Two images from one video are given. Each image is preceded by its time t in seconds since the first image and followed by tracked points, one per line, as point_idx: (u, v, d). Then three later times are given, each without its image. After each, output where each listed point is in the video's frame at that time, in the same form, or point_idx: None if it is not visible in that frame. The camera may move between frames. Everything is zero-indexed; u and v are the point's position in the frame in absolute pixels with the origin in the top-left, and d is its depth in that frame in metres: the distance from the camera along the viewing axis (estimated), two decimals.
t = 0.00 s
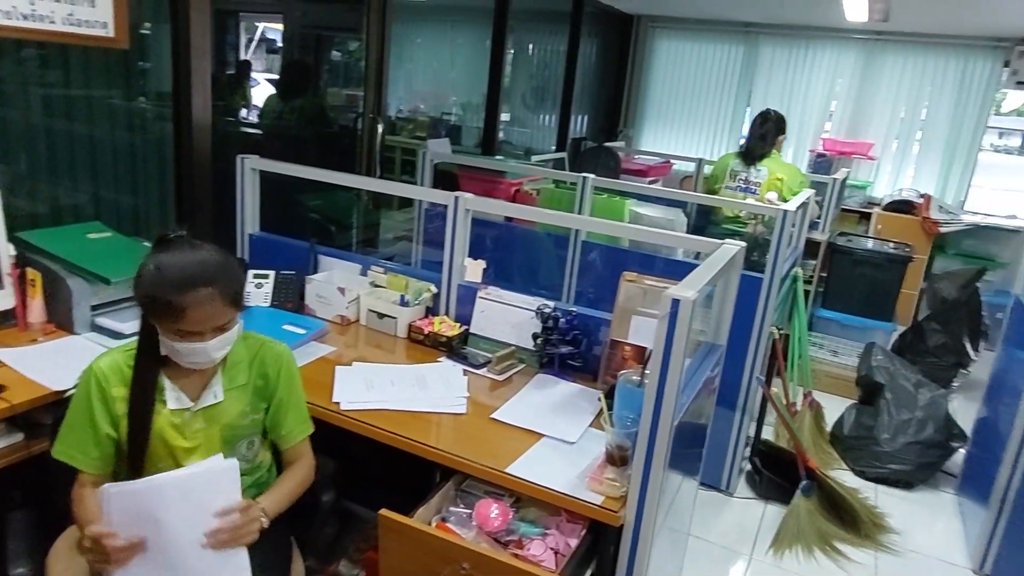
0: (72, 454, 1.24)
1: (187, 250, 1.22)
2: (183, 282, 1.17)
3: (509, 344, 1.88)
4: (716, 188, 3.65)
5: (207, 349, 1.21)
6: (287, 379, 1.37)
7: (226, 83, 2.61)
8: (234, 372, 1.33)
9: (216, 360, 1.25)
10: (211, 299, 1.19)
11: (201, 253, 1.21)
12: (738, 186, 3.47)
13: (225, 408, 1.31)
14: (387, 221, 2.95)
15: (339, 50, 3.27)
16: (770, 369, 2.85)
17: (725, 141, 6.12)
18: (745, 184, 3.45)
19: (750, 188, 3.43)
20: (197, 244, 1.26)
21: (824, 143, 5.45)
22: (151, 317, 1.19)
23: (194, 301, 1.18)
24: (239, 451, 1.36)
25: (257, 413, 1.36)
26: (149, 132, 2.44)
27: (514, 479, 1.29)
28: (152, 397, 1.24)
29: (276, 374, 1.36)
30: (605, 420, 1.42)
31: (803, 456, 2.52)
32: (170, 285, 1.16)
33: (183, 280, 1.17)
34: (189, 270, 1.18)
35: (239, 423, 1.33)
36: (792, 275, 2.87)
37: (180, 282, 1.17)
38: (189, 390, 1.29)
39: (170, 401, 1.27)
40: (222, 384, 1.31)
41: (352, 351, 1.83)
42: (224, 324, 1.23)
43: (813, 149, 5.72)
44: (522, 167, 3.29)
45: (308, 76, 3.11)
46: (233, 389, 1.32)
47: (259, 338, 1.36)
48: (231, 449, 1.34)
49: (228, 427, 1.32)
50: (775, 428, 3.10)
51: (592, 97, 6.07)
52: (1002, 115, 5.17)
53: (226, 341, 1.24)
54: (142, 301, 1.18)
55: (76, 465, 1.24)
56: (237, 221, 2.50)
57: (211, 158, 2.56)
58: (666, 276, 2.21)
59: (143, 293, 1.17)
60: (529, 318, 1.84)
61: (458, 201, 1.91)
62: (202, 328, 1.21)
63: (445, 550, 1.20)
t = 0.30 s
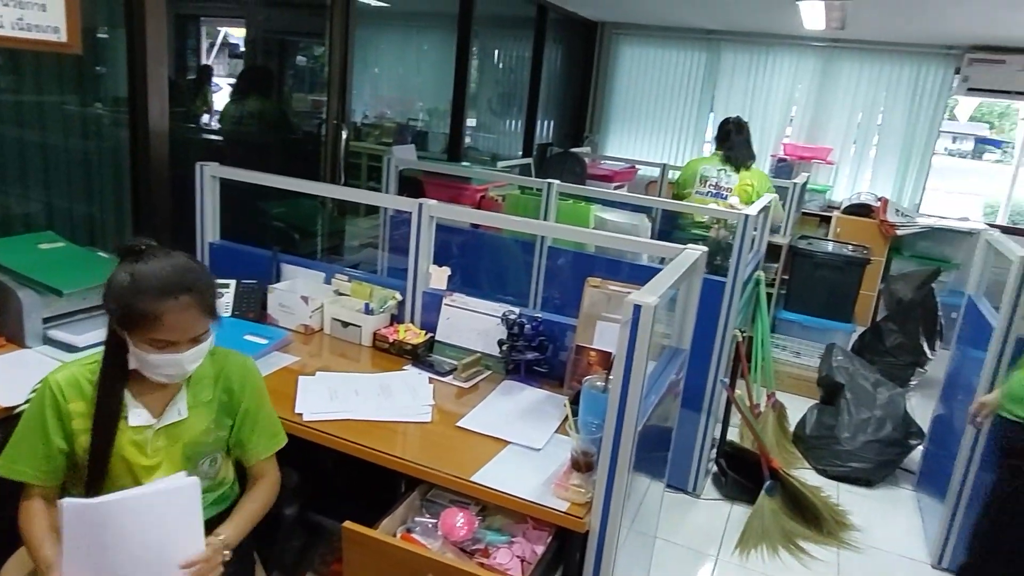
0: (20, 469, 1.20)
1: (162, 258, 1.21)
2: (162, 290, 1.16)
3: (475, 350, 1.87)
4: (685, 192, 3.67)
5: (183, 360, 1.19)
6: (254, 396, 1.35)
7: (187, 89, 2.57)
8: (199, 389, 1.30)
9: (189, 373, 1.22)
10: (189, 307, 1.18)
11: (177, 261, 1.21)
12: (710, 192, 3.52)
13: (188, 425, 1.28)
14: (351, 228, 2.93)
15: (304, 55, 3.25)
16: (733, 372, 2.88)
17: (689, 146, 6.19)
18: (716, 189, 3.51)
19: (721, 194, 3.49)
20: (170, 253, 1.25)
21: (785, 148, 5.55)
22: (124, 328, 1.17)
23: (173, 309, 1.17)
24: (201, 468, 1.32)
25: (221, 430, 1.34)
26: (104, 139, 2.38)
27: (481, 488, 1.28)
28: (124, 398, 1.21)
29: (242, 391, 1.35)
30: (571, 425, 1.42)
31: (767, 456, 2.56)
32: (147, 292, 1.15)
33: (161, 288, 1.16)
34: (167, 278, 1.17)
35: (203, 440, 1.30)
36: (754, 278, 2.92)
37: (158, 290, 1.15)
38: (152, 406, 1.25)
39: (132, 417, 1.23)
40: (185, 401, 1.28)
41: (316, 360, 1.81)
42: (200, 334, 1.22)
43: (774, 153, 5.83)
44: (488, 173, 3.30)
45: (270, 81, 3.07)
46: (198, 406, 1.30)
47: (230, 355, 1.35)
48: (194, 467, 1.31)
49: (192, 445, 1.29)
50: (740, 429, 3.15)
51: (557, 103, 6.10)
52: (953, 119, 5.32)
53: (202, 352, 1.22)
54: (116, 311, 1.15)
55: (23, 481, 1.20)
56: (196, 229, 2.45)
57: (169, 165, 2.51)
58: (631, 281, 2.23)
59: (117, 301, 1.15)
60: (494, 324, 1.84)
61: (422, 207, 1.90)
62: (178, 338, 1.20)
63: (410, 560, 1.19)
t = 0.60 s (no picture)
0: None
1: (135, 272, 1.21)
2: (145, 302, 1.16)
3: (442, 359, 1.87)
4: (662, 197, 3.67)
5: (165, 372, 1.20)
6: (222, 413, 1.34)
7: (150, 95, 2.53)
8: (166, 405, 1.29)
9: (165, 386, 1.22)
10: (171, 319, 1.19)
11: (152, 274, 1.21)
12: (683, 198, 3.52)
13: (155, 442, 1.26)
14: (318, 236, 2.90)
15: (270, 60, 3.22)
16: (700, 375, 2.92)
17: (657, 152, 6.25)
18: (693, 196, 3.49)
19: (695, 201, 3.49)
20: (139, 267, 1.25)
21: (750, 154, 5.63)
22: (103, 344, 1.15)
23: (155, 320, 1.17)
24: (167, 487, 1.31)
25: (187, 447, 1.32)
26: (61, 147, 2.33)
27: (449, 498, 1.28)
28: (91, 416, 1.18)
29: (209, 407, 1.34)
30: (538, 433, 1.42)
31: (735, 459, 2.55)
32: (132, 304, 1.15)
33: (143, 300, 1.16)
34: (148, 290, 1.18)
35: (169, 457, 1.29)
36: (720, 283, 2.96)
37: (141, 302, 1.16)
38: (117, 424, 1.23)
39: (97, 435, 1.20)
40: (152, 417, 1.26)
41: (282, 371, 1.79)
42: (178, 346, 1.23)
43: (740, 159, 5.91)
44: (456, 180, 3.29)
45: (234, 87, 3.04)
46: (164, 422, 1.28)
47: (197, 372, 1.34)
48: (159, 485, 1.29)
49: (159, 463, 1.27)
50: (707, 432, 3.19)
51: (526, 109, 6.13)
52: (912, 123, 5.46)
53: (179, 364, 1.23)
54: (95, 327, 1.13)
55: None
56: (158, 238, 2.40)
57: (129, 173, 2.47)
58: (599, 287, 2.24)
59: (92, 315, 1.13)
60: (462, 332, 1.84)
61: (389, 216, 1.89)
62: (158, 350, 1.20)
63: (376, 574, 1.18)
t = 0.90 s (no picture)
0: None
1: (88, 280, 1.20)
2: (108, 308, 1.17)
3: (413, 368, 1.85)
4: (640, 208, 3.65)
5: (130, 377, 1.22)
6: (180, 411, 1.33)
7: (112, 102, 2.49)
8: (120, 414, 1.28)
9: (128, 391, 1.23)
10: (133, 324, 1.21)
11: (105, 280, 1.21)
12: (664, 205, 3.57)
13: (113, 452, 1.26)
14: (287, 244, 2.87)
15: (239, 65, 3.18)
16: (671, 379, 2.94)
17: (627, 158, 6.29)
18: (672, 202, 3.55)
19: (677, 206, 3.55)
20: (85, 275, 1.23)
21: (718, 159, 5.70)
22: (68, 355, 1.14)
23: (120, 327, 1.18)
24: (130, 496, 1.30)
25: (147, 452, 1.31)
26: (19, 155, 2.28)
27: (419, 509, 1.27)
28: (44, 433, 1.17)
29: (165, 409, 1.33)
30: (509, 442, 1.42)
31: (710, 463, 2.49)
32: (97, 313, 1.15)
33: (106, 307, 1.17)
34: (108, 297, 1.18)
35: (129, 465, 1.28)
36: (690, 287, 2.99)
37: (104, 310, 1.16)
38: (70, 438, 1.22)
39: (52, 453, 1.19)
40: (106, 427, 1.25)
41: (249, 383, 1.76)
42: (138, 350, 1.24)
43: (708, 164, 5.98)
44: (427, 187, 3.28)
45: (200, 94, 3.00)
46: (120, 431, 1.27)
47: (146, 376, 1.32)
48: (122, 494, 1.28)
49: (119, 472, 1.26)
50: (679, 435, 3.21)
51: (497, 115, 6.14)
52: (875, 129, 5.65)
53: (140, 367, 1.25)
54: (60, 339, 1.13)
55: None
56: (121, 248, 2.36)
57: (90, 182, 2.42)
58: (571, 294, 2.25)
59: (54, 334, 1.13)
60: (433, 341, 1.83)
61: (358, 224, 1.87)
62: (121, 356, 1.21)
63: None
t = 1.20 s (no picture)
0: None
1: (25, 287, 1.19)
2: (43, 317, 1.15)
3: (381, 379, 1.84)
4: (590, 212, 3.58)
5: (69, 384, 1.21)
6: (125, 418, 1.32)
7: (72, 109, 2.45)
8: (63, 426, 1.27)
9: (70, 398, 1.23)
10: (70, 330, 1.19)
11: (42, 287, 1.20)
12: (614, 207, 3.55)
13: (57, 465, 1.25)
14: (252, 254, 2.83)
15: (204, 70, 3.14)
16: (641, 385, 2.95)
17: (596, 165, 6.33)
18: (618, 203, 3.55)
19: (626, 207, 3.55)
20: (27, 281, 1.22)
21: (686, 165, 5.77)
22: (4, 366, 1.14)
23: (57, 334, 1.17)
24: (81, 506, 1.30)
25: (95, 463, 1.30)
26: None
27: (387, 523, 1.26)
28: None
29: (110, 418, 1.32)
30: (477, 453, 1.42)
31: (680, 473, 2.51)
32: (31, 322, 1.14)
33: (42, 315, 1.16)
34: (44, 304, 1.17)
35: (76, 476, 1.27)
36: (658, 293, 3.01)
37: (39, 317, 1.15)
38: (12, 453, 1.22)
39: None
40: (48, 440, 1.25)
41: (213, 396, 1.73)
42: (79, 356, 1.23)
43: (676, 170, 6.04)
44: (395, 195, 3.26)
45: (163, 101, 2.95)
46: (64, 443, 1.27)
47: (86, 385, 1.32)
48: (72, 506, 1.28)
49: (65, 485, 1.26)
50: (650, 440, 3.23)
51: (466, 122, 6.14)
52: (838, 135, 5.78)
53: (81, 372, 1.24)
54: None
55: None
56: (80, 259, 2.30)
57: (47, 191, 2.36)
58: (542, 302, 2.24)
59: None
60: (401, 351, 1.82)
61: (324, 234, 1.85)
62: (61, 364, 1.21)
63: None
